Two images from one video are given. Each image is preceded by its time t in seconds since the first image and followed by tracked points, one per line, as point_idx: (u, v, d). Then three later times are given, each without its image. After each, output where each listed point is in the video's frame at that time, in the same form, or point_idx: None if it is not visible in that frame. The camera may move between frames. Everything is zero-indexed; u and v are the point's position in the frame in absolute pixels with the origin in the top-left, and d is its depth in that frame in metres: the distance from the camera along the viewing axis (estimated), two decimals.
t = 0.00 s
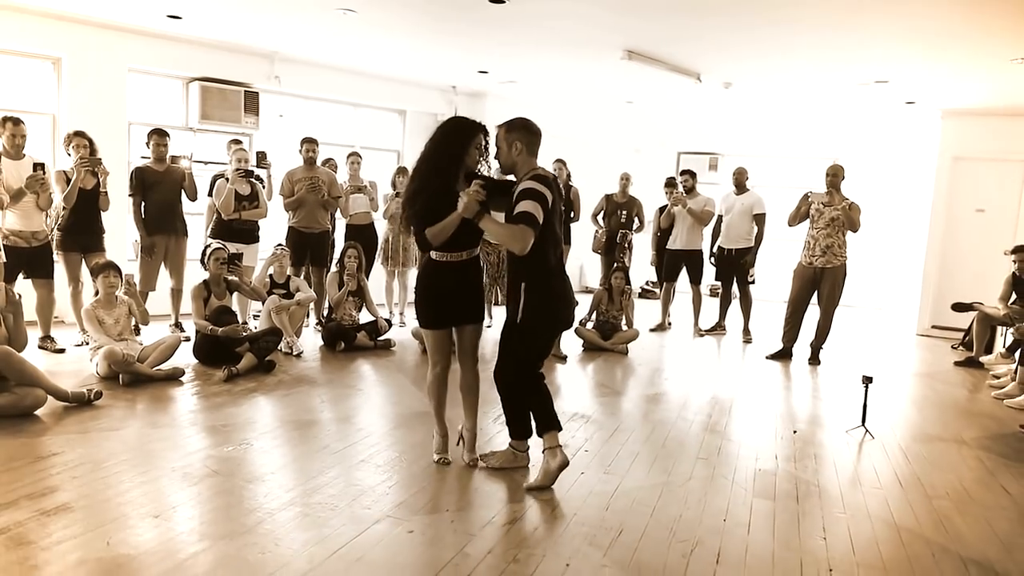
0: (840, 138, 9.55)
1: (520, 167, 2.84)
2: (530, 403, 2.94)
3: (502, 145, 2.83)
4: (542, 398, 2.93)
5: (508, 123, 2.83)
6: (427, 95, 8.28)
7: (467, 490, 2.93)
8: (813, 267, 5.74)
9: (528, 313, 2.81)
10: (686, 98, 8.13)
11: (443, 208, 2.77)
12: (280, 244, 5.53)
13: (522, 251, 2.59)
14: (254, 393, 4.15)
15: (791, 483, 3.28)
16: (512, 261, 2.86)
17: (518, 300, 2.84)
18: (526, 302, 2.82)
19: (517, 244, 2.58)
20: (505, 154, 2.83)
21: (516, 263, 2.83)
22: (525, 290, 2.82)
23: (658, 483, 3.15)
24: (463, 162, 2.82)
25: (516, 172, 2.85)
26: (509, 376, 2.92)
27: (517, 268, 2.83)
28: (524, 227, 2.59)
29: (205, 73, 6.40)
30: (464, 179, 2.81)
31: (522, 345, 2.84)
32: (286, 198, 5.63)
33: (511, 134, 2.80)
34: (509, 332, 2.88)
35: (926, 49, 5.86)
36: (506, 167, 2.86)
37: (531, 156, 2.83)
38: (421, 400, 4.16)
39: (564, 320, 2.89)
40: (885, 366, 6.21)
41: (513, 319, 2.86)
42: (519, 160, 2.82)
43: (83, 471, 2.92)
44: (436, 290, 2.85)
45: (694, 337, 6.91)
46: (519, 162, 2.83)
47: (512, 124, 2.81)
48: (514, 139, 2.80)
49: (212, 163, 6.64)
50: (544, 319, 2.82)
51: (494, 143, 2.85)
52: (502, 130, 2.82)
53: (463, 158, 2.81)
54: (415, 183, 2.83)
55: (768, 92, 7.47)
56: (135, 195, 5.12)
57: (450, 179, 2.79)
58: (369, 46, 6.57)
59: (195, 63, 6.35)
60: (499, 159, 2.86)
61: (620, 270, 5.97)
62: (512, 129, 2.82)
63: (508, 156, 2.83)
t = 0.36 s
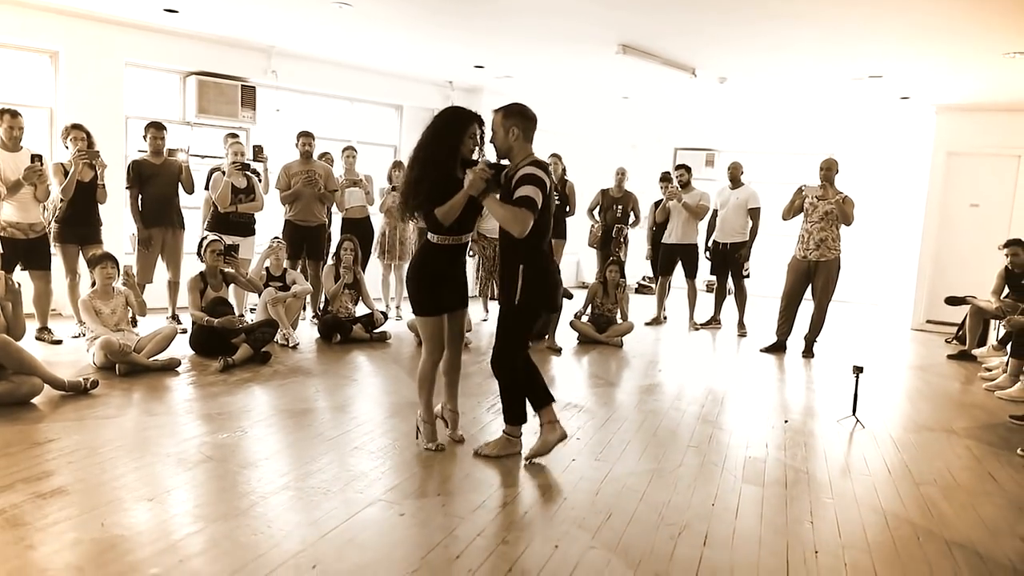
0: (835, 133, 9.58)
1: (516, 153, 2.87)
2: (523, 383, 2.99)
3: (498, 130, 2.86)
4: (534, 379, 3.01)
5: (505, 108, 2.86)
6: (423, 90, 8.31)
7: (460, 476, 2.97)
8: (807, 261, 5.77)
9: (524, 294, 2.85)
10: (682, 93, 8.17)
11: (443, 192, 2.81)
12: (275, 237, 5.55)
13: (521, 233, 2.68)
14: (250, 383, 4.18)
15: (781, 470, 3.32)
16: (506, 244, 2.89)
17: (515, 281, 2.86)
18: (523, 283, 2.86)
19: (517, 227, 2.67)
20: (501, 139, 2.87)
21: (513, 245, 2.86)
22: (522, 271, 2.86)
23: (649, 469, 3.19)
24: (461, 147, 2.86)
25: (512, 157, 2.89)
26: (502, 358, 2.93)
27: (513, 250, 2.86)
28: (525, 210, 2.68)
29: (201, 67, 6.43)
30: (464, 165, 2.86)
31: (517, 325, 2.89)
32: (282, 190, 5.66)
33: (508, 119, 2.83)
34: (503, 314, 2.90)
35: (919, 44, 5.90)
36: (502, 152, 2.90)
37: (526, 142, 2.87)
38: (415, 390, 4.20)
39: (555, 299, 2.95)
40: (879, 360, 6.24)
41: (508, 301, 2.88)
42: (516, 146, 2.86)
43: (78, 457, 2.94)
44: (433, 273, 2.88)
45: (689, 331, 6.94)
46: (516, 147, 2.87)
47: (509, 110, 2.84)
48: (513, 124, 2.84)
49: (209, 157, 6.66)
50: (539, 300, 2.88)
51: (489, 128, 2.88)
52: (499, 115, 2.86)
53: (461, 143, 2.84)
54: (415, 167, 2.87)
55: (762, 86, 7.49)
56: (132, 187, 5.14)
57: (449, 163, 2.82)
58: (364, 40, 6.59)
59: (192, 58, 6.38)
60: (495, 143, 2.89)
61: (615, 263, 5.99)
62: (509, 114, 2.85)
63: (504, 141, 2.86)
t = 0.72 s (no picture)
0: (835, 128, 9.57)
1: (503, 139, 2.87)
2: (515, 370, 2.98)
3: (486, 117, 2.84)
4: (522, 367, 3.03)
5: (492, 95, 2.84)
6: (422, 83, 8.29)
7: (458, 462, 2.97)
8: (806, 253, 5.76)
9: (521, 281, 2.86)
10: (681, 87, 8.16)
11: (438, 185, 2.79)
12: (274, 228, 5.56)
13: (521, 219, 2.74)
14: (248, 372, 4.18)
15: (779, 457, 3.32)
16: (499, 230, 2.86)
17: (512, 269, 2.85)
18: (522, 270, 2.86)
19: (517, 214, 2.72)
20: (489, 126, 2.84)
21: (508, 233, 2.85)
22: (519, 258, 2.85)
23: (647, 456, 3.19)
24: (452, 138, 2.84)
25: (499, 144, 2.88)
26: (499, 344, 2.92)
27: (508, 238, 2.85)
28: (523, 196, 2.73)
29: (200, 59, 6.43)
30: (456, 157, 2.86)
31: (514, 312, 2.89)
32: (281, 182, 5.67)
33: (497, 106, 2.81)
34: (501, 300, 2.86)
35: (920, 37, 5.88)
36: (489, 138, 2.88)
37: (513, 129, 2.87)
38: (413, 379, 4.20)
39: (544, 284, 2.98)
40: (878, 352, 6.24)
41: (507, 287, 2.86)
42: (503, 133, 2.85)
43: (75, 442, 2.94)
44: (432, 269, 2.84)
45: (688, 324, 6.94)
46: (503, 134, 2.86)
47: (498, 96, 2.82)
48: (503, 111, 2.82)
49: (207, 149, 6.65)
50: (533, 287, 2.91)
51: (476, 115, 2.86)
52: (487, 102, 2.83)
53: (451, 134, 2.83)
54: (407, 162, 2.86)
55: (761, 79, 7.48)
56: (130, 178, 5.13)
57: (442, 156, 2.81)
58: (363, 32, 6.58)
59: (190, 49, 6.38)
60: (482, 131, 2.87)
61: (614, 255, 5.98)
62: (497, 101, 2.83)
63: (493, 129, 2.84)
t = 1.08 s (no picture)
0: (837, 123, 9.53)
1: (476, 125, 2.76)
2: (498, 362, 2.88)
3: (457, 103, 2.74)
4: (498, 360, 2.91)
5: (462, 80, 2.74)
6: (423, 76, 8.26)
7: (459, 451, 2.93)
8: (809, 246, 5.73)
9: (502, 271, 2.73)
10: (682, 80, 8.13)
11: (416, 168, 2.64)
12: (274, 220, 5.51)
13: (502, 203, 2.64)
14: (248, 363, 4.15)
15: (784, 446, 3.30)
16: (474, 218, 2.72)
17: (493, 258, 2.71)
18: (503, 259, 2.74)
19: (499, 198, 2.61)
20: (461, 111, 2.74)
21: (486, 222, 2.71)
22: (500, 247, 2.73)
23: (651, 446, 3.17)
24: (429, 123, 2.69)
25: (471, 130, 2.77)
26: (480, 339, 2.78)
27: (486, 226, 2.71)
28: (504, 178, 2.62)
29: (200, 51, 6.40)
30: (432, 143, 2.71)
31: (495, 304, 2.75)
32: (281, 174, 5.63)
33: (468, 90, 2.72)
34: (484, 291, 2.71)
35: (924, 29, 5.83)
36: (461, 125, 2.77)
37: (486, 113, 2.77)
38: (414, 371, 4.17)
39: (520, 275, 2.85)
40: (881, 345, 6.20)
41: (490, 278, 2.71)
42: (475, 118, 2.75)
43: (73, 430, 2.91)
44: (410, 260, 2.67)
45: (690, 318, 6.90)
46: (475, 119, 2.75)
47: (469, 81, 2.72)
48: (475, 95, 2.72)
49: (207, 141, 6.62)
50: (513, 275, 2.79)
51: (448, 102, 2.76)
52: (459, 87, 2.72)
53: (429, 118, 2.68)
54: (384, 150, 2.71)
55: (764, 72, 7.45)
56: (129, 169, 5.10)
57: (420, 139, 2.66)
58: (363, 25, 6.54)
59: (190, 41, 6.35)
60: (453, 118, 2.77)
61: (616, 248, 5.94)
62: (468, 85, 2.73)
63: (466, 114, 2.74)
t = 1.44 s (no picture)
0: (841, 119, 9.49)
1: (472, 104, 2.69)
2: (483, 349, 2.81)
3: (452, 81, 2.66)
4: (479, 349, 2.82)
5: (455, 58, 2.66)
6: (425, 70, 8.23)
7: (462, 441, 2.89)
8: (814, 240, 5.69)
9: (499, 256, 2.69)
10: (686, 74, 8.09)
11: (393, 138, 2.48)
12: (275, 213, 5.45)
13: (500, 178, 2.57)
14: (249, 355, 4.11)
15: (791, 437, 3.26)
16: (467, 197, 2.62)
17: (490, 241, 2.65)
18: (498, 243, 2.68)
19: (497, 171, 2.55)
20: (455, 89, 2.66)
21: (479, 204, 2.63)
22: (496, 230, 2.66)
23: (657, 437, 3.13)
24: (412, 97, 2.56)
25: (467, 109, 2.70)
26: (469, 324, 2.72)
27: (481, 209, 2.63)
28: (502, 154, 2.56)
29: (201, 43, 6.37)
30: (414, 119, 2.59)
31: (488, 289, 2.70)
32: (282, 167, 5.58)
33: (464, 68, 2.64)
34: (476, 275, 2.64)
35: (932, 21, 5.77)
36: (456, 104, 2.70)
37: (482, 93, 2.70)
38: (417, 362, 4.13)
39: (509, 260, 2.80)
40: (887, 340, 6.16)
41: (484, 262, 2.65)
42: (472, 97, 2.68)
43: (73, 419, 2.87)
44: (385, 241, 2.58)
45: (694, 313, 6.86)
46: (472, 98, 2.69)
47: (463, 59, 2.64)
48: (468, 73, 2.64)
49: (208, 134, 6.59)
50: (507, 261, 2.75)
51: (440, 79, 2.66)
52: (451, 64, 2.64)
53: (412, 90, 2.55)
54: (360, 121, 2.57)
55: (768, 65, 7.40)
56: (130, 161, 5.07)
57: (399, 110, 2.52)
58: (365, 17, 6.49)
59: (191, 34, 6.31)
60: (447, 96, 2.68)
61: (620, 242, 5.90)
62: (463, 64, 2.65)
63: (460, 93, 2.67)
